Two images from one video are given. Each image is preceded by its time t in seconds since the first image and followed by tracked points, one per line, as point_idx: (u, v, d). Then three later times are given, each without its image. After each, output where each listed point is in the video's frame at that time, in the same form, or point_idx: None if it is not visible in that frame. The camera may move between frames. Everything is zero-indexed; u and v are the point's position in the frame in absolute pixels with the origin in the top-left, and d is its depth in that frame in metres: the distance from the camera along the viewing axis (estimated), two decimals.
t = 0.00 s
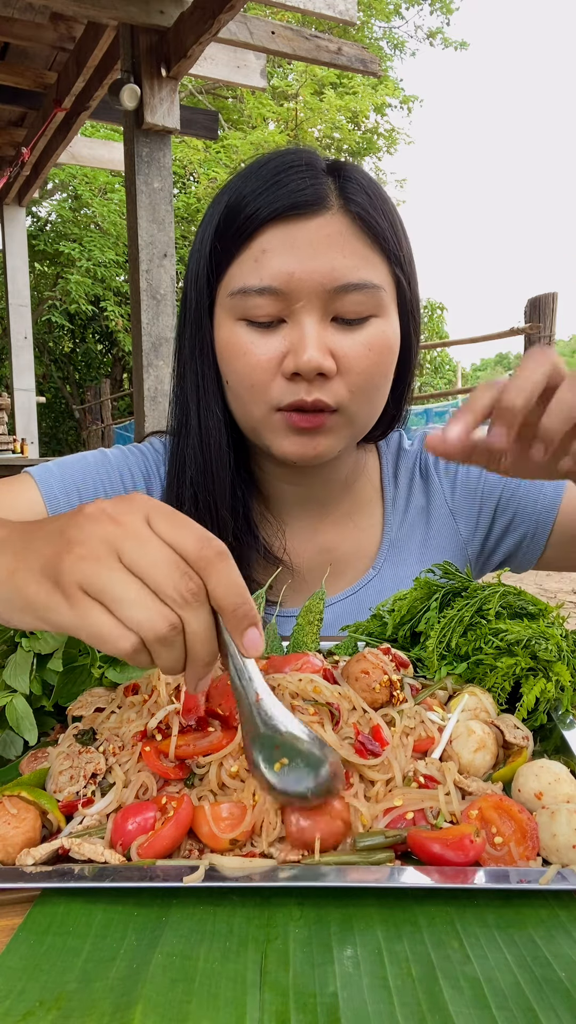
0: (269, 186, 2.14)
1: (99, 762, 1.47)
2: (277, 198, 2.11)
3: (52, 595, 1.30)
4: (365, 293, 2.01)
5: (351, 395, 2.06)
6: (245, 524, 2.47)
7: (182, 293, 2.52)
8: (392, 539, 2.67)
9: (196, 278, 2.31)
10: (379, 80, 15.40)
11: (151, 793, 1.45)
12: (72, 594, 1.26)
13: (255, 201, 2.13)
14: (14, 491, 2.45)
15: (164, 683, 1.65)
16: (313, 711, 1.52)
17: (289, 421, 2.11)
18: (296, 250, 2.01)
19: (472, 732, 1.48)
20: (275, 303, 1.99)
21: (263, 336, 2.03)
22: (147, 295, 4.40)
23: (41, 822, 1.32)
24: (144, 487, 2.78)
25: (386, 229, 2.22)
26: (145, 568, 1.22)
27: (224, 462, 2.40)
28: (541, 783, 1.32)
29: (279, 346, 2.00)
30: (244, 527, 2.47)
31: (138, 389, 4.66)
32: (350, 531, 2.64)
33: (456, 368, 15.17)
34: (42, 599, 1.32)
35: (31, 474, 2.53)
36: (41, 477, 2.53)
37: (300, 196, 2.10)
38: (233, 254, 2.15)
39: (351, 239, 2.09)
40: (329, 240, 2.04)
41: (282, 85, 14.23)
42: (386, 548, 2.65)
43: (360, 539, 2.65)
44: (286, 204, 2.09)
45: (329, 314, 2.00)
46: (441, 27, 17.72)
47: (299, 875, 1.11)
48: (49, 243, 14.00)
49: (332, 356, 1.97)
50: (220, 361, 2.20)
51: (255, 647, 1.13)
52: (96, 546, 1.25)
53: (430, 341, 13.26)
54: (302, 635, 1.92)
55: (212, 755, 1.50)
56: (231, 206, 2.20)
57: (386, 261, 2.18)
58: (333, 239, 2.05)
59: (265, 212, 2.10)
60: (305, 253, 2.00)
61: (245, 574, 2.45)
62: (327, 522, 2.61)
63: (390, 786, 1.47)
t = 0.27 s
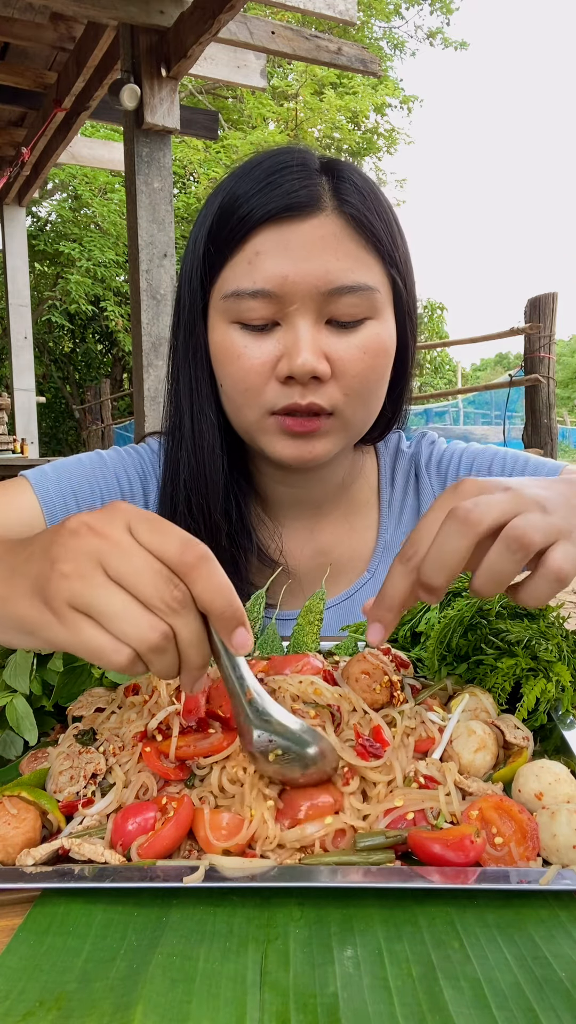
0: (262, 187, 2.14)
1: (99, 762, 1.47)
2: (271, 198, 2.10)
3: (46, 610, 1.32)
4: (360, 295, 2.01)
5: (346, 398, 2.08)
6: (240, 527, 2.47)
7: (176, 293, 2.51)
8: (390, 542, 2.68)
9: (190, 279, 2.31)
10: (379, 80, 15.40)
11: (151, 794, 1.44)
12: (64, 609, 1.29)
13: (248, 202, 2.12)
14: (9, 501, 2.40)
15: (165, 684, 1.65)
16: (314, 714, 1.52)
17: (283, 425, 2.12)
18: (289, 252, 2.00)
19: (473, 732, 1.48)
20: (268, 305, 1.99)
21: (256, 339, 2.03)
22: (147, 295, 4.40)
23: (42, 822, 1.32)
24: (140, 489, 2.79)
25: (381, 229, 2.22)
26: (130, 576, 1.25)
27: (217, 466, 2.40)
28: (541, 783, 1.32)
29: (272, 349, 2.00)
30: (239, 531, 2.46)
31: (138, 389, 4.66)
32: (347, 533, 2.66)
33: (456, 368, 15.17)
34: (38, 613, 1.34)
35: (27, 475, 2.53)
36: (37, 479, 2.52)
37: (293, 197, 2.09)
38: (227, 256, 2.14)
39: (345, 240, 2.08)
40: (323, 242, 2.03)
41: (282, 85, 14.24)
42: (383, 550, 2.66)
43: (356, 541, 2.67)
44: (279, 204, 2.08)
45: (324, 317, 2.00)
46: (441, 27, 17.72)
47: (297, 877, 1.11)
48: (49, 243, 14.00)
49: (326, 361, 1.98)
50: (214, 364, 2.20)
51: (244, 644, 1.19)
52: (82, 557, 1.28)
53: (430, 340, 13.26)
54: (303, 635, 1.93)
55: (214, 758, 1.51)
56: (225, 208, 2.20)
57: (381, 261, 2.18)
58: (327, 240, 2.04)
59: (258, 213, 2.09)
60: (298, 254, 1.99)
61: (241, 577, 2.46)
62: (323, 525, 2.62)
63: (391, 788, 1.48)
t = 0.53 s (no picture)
0: (261, 187, 2.14)
1: (99, 762, 1.47)
2: (269, 198, 2.10)
3: (65, 641, 1.35)
4: (359, 296, 2.01)
5: (345, 399, 2.08)
6: (237, 528, 2.47)
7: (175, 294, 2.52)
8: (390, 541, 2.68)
9: (189, 279, 2.31)
10: (379, 80, 15.40)
11: (151, 793, 1.44)
12: (82, 642, 1.32)
13: (247, 202, 2.12)
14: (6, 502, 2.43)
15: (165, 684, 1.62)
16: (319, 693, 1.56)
17: (282, 425, 2.12)
18: (288, 252, 2.00)
19: (473, 732, 1.48)
20: (267, 306, 1.99)
21: (255, 340, 2.03)
22: (147, 295, 4.40)
23: (42, 822, 1.32)
24: (140, 489, 2.78)
25: (380, 230, 2.22)
26: (139, 607, 1.27)
27: (215, 466, 2.40)
28: (541, 783, 1.32)
29: (271, 350, 2.00)
30: (236, 530, 2.47)
31: (138, 389, 4.66)
32: (347, 533, 2.66)
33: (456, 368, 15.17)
34: (55, 640, 1.37)
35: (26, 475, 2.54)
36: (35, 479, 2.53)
37: (291, 197, 2.09)
38: (225, 256, 2.14)
39: (343, 240, 2.08)
40: (322, 242, 2.03)
41: (282, 85, 14.24)
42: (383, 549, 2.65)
43: (357, 539, 2.67)
44: (277, 205, 2.08)
45: (322, 317, 2.00)
46: (441, 27, 17.71)
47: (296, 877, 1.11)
48: (49, 243, 14.00)
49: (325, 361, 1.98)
50: (213, 364, 2.20)
51: (254, 648, 1.32)
52: (90, 594, 1.29)
53: (430, 340, 13.26)
54: (303, 634, 1.92)
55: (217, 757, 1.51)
56: (223, 208, 2.20)
57: (380, 261, 2.18)
58: (326, 240, 2.04)
59: (256, 213, 2.09)
60: (297, 254, 1.99)
61: (240, 577, 2.46)
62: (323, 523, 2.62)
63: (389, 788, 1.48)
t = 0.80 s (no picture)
0: (262, 188, 2.14)
1: (99, 762, 1.47)
2: (270, 199, 2.10)
3: (64, 657, 1.36)
4: (359, 295, 2.01)
5: (347, 397, 2.08)
6: (240, 527, 2.47)
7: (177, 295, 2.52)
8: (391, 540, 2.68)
9: (191, 279, 2.31)
10: (379, 80, 15.41)
11: (151, 793, 1.44)
12: (81, 659, 1.33)
13: (248, 202, 2.12)
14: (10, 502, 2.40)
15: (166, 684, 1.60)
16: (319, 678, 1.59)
17: (283, 423, 2.13)
18: (289, 252, 1.99)
19: (472, 732, 1.48)
20: (268, 306, 1.99)
21: (256, 339, 2.03)
22: (147, 295, 4.40)
23: (41, 822, 1.32)
24: (143, 488, 2.78)
25: (380, 230, 2.22)
26: (129, 622, 1.27)
27: (217, 466, 2.40)
28: (541, 783, 1.32)
29: (273, 349, 2.00)
30: (238, 529, 2.47)
31: (138, 389, 4.66)
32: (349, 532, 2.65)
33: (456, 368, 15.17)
34: (54, 656, 1.37)
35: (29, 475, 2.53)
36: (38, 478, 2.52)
37: (292, 197, 2.09)
38: (226, 256, 2.14)
39: (344, 240, 2.08)
40: (322, 242, 2.03)
41: (282, 85, 14.24)
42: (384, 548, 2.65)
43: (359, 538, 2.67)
44: (278, 205, 2.08)
45: (323, 316, 2.00)
46: (441, 28, 17.71)
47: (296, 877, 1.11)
48: (49, 243, 14.00)
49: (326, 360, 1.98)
50: (215, 364, 2.20)
51: (248, 639, 1.33)
52: (79, 616, 1.28)
53: (430, 340, 13.26)
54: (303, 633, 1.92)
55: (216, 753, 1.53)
56: (225, 208, 2.20)
57: (381, 261, 2.18)
58: (326, 240, 2.04)
59: (257, 213, 2.09)
60: (298, 254, 1.98)
61: (242, 576, 2.46)
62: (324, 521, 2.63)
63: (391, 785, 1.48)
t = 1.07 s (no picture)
0: (267, 187, 2.14)
1: (99, 762, 1.47)
2: (275, 198, 2.10)
3: (66, 654, 1.36)
4: (363, 292, 2.00)
5: (349, 392, 2.08)
6: (243, 523, 2.47)
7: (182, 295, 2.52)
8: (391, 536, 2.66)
9: (196, 278, 2.31)
10: (379, 80, 15.40)
11: (151, 794, 1.44)
12: (81, 658, 1.37)
13: (253, 201, 2.12)
14: (17, 501, 2.40)
15: (165, 684, 1.61)
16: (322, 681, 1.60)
17: (286, 419, 2.13)
18: (294, 250, 1.99)
19: (472, 732, 1.48)
20: (272, 304, 1.99)
21: (260, 336, 2.03)
22: (147, 295, 4.40)
23: (41, 822, 1.32)
24: (146, 487, 2.78)
25: (383, 229, 2.22)
26: (112, 623, 1.29)
27: (220, 462, 2.40)
28: (541, 783, 1.32)
29: (276, 346, 2.01)
30: (241, 526, 2.46)
31: (138, 389, 4.65)
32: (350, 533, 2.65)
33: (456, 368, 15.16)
34: (52, 655, 1.40)
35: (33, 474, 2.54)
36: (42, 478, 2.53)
37: (296, 197, 2.09)
38: (231, 255, 2.14)
39: (348, 239, 2.08)
40: (326, 241, 2.03)
41: (282, 85, 14.24)
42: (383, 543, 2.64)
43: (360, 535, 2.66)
44: (283, 204, 2.08)
45: (327, 313, 2.00)
46: (441, 28, 17.71)
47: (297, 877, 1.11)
48: (49, 243, 14.01)
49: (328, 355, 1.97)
50: (219, 360, 2.21)
51: (239, 633, 1.30)
52: (67, 617, 1.31)
53: (430, 340, 13.26)
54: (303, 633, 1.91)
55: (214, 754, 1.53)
56: (230, 207, 2.20)
57: (383, 260, 2.18)
58: (330, 239, 2.04)
59: (262, 212, 2.09)
60: (302, 252, 1.98)
61: (244, 572, 2.46)
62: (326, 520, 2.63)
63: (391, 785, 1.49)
